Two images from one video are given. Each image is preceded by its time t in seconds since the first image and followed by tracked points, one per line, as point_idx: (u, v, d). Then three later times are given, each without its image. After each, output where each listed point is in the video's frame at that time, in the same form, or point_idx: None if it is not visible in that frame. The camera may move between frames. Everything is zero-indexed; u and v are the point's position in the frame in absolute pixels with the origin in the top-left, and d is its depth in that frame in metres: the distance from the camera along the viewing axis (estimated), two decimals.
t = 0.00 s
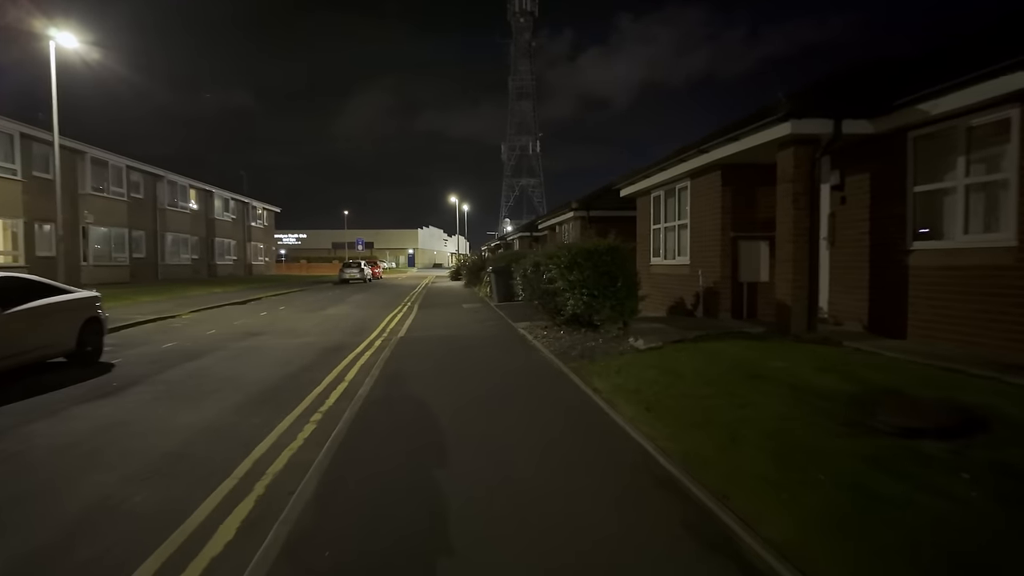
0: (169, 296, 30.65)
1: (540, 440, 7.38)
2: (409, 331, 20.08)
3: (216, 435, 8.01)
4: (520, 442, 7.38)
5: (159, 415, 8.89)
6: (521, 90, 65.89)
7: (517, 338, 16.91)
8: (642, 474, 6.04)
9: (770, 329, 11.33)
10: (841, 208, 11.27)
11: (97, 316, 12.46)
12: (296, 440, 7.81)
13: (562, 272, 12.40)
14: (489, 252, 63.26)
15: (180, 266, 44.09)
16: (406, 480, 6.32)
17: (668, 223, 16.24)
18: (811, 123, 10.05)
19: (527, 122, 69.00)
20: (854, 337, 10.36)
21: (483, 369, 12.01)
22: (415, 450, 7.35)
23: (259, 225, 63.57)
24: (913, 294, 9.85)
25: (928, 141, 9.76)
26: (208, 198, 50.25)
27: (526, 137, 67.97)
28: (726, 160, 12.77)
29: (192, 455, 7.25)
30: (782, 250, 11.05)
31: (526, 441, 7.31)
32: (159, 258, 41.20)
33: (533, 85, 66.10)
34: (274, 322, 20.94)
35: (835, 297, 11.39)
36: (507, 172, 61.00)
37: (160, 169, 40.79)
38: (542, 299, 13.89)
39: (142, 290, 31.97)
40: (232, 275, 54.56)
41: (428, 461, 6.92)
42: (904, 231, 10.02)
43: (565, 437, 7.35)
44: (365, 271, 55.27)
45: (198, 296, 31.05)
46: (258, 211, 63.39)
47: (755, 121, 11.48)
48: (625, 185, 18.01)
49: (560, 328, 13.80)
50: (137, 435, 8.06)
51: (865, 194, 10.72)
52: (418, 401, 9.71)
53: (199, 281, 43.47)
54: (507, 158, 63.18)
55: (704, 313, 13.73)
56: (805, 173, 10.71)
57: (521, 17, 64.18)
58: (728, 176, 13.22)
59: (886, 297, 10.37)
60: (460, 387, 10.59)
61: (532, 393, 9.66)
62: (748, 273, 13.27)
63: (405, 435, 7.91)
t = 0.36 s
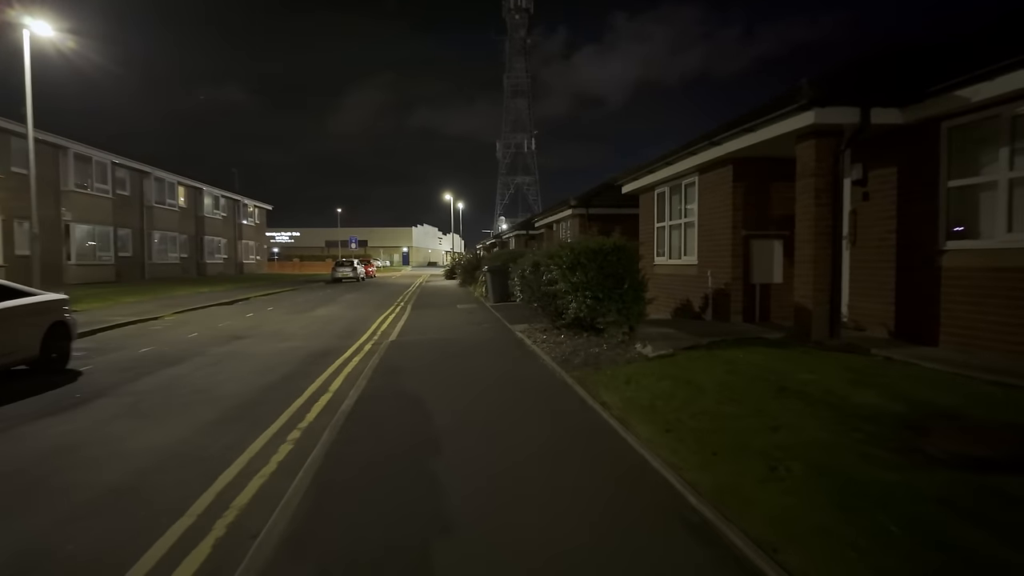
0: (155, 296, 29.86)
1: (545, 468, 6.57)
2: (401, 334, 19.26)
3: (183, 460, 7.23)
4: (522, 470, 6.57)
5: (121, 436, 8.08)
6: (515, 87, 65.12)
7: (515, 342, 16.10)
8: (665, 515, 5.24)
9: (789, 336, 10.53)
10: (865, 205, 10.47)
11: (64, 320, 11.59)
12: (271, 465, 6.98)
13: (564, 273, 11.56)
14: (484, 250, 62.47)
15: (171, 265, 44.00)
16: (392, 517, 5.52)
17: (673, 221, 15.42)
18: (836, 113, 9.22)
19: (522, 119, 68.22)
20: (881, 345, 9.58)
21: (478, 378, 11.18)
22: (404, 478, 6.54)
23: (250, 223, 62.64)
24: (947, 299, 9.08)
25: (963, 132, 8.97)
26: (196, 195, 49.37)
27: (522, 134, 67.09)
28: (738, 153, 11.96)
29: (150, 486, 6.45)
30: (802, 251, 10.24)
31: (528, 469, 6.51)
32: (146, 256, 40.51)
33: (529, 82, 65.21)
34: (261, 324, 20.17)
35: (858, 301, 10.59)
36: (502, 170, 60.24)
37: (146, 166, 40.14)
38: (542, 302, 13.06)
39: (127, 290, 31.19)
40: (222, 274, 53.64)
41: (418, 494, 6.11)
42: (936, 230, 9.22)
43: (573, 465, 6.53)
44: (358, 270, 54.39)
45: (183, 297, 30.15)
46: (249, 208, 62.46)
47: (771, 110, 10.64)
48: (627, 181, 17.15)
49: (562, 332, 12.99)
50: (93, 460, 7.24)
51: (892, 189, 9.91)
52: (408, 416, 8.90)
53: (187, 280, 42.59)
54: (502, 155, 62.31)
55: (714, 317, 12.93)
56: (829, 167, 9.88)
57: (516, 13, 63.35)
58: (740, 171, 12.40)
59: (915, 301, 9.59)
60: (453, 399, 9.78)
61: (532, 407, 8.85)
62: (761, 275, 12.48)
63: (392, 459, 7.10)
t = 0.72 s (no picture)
0: (137, 295, 29.03)
1: (545, 493, 5.76)
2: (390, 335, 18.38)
3: (137, 482, 6.44)
4: (520, 496, 5.75)
5: (68, 454, 7.20)
6: (508, 84, 64.28)
7: (510, 343, 15.29)
8: (693, 561, 4.39)
9: (809, 338, 9.70)
10: (891, 196, 9.63)
11: (21, 323, 10.67)
12: (234, 491, 6.17)
13: (564, 271, 10.65)
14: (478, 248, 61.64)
15: (156, 263, 43.48)
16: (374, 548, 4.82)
17: (677, 215, 14.57)
18: (865, 94, 8.36)
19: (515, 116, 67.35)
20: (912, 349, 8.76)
21: (470, 385, 10.35)
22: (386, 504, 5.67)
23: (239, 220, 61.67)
24: (987, 299, 8.25)
25: (1005, 114, 8.11)
26: (182, 192, 48.56)
27: (515, 132, 66.18)
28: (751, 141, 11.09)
29: (90, 518, 5.57)
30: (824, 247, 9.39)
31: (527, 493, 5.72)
32: (129, 254, 39.82)
33: (522, 79, 64.23)
34: (244, 325, 19.41)
35: (881, 300, 9.78)
36: (496, 167, 59.39)
37: (129, 162, 39.22)
38: (540, 301, 12.21)
39: (108, 289, 30.37)
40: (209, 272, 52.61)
41: (401, 526, 5.28)
42: (973, 222, 8.40)
43: (577, 491, 5.73)
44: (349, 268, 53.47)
45: (166, 297, 29.19)
46: (238, 206, 61.40)
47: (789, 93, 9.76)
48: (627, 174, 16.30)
49: (561, 334, 12.15)
50: (31, 484, 6.37)
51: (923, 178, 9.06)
52: (393, 433, 8.06)
53: (173, 279, 41.62)
54: (495, 152, 61.39)
55: (724, 317, 12.09)
56: (853, 154, 9.03)
57: (509, 8, 62.46)
58: (752, 161, 11.53)
59: (949, 301, 8.77)
60: (442, 410, 8.97)
61: (530, 419, 7.98)
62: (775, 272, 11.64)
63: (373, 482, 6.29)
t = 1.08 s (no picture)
0: (126, 290, 28.22)
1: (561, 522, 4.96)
2: (386, 333, 17.54)
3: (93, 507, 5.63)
4: (535, 530, 4.95)
5: (19, 474, 6.36)
6: (506, 77, 63.42)
7: (513, 342, 14.45)
8: None
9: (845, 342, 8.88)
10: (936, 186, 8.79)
11: None
12: (203, 521, 5.35)
13: (576, 267, 9.71)
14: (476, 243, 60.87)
15: (146, 256, 42.50)
16: None
17: (692, 207, 13.67)
18: (916, 70, 7.47)
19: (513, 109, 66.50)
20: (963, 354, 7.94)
21: (473, 390, 9.49)
22: (381, 542, 4.84)
23: (234, 214, 60.75)
24: None
25: None
26: (174, 185, 47.72)
27: (513, 125, 65.27)
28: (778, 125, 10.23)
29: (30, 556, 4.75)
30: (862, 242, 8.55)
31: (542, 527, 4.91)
32: (119, 248, 39.06)
33: (520, 72, 63.26)
34: (234, 322, 18.60)
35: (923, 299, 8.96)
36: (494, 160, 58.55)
37: (119, 153, 38.29)
38: (547, 299, 11.34)
39: (95, 284, 29.50)
40: (203, 267, 51.70)
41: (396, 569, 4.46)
42: None
43: (600, 529, 4.90)
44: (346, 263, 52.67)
45: (153, 292, 28.25)
46: (232, 199, 60.44)
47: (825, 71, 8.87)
48: (637, 164, 15.38)
49: (570, 334, 11.28)
50: None
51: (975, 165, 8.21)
52: (387, 446, 7.19)
53: (164, 274, 40.72)
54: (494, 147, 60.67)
55: (746, 317, 11.25)
56: (898, 138, 8.13)
57: None
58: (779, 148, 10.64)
59: (1005, 302, 7.94)
60: (443, 420, 8.13)
61: (541, 433, 7.13)
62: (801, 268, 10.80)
63: (363, 510, 5.48)
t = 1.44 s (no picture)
0: (113, 290, 27.39)
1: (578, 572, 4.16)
2: (381, 335, 16.70)
3: (36, 543, 4.89)
4: None
5: None
6: (505, 75, 62.52)
7: (515, 346, 13.65)
8: None
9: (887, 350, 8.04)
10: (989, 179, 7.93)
11: None
12: (153, 572, 4.46)
13: (587, 267, 8.82)
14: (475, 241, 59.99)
15: (137, 255, 41.66)
16: None
17: (709, 203, 12.79)
18: (980, 46, 6.61)
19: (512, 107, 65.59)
20: None
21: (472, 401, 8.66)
22: None
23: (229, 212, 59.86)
24: None
25: None
26: (167, 182, 46.90)
27: (512, 123, 64.43)
28: (808, 112, 9.37)
29: None
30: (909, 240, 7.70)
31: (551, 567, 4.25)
32: (110, 246, 38.30)
33: (518, 70, 62.38)
34: (222, 325, 17.85)
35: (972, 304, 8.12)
36: (493, 158, 57.64)
37: (109, 149, 37.46)
38: (553, 301, 10.50)
39: (82, 284, 28.64)
40: (196, 265, 50.83)
41: None
42: None
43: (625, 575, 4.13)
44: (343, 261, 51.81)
45: (142, 292, 27.39)
46: (227, 197, 59.55)
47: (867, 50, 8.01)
48: (647, 155, 14.47)
49: (580, 340, 10.44)
50: None
51: None
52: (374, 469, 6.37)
53: (156, 273, 39.89)
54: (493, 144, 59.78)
55: (770, 321, 10.40)
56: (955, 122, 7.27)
57: None
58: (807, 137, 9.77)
59: None
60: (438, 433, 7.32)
61: (550, 455, 6.31)
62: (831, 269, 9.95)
63: (351, 546, 4.76)
